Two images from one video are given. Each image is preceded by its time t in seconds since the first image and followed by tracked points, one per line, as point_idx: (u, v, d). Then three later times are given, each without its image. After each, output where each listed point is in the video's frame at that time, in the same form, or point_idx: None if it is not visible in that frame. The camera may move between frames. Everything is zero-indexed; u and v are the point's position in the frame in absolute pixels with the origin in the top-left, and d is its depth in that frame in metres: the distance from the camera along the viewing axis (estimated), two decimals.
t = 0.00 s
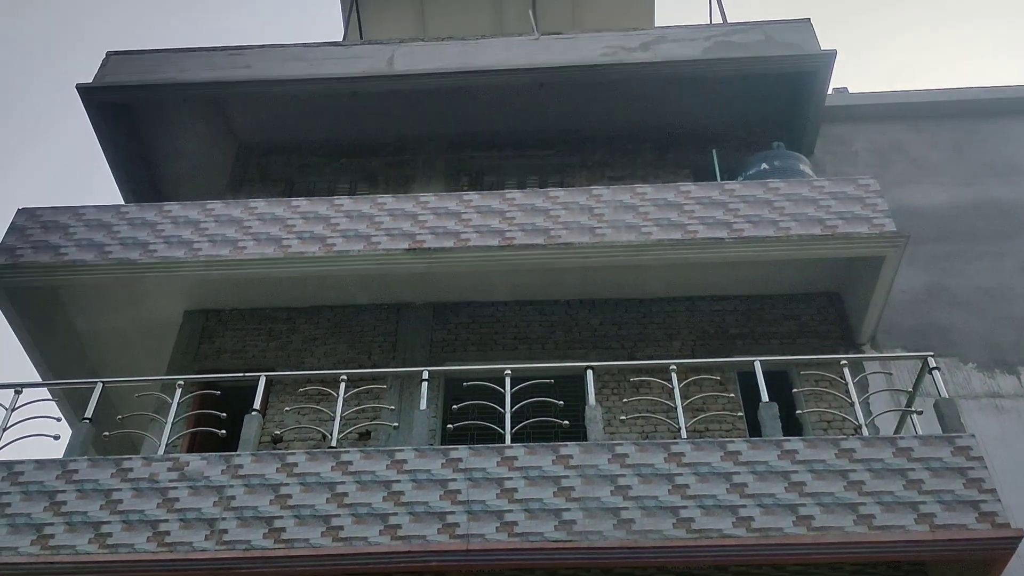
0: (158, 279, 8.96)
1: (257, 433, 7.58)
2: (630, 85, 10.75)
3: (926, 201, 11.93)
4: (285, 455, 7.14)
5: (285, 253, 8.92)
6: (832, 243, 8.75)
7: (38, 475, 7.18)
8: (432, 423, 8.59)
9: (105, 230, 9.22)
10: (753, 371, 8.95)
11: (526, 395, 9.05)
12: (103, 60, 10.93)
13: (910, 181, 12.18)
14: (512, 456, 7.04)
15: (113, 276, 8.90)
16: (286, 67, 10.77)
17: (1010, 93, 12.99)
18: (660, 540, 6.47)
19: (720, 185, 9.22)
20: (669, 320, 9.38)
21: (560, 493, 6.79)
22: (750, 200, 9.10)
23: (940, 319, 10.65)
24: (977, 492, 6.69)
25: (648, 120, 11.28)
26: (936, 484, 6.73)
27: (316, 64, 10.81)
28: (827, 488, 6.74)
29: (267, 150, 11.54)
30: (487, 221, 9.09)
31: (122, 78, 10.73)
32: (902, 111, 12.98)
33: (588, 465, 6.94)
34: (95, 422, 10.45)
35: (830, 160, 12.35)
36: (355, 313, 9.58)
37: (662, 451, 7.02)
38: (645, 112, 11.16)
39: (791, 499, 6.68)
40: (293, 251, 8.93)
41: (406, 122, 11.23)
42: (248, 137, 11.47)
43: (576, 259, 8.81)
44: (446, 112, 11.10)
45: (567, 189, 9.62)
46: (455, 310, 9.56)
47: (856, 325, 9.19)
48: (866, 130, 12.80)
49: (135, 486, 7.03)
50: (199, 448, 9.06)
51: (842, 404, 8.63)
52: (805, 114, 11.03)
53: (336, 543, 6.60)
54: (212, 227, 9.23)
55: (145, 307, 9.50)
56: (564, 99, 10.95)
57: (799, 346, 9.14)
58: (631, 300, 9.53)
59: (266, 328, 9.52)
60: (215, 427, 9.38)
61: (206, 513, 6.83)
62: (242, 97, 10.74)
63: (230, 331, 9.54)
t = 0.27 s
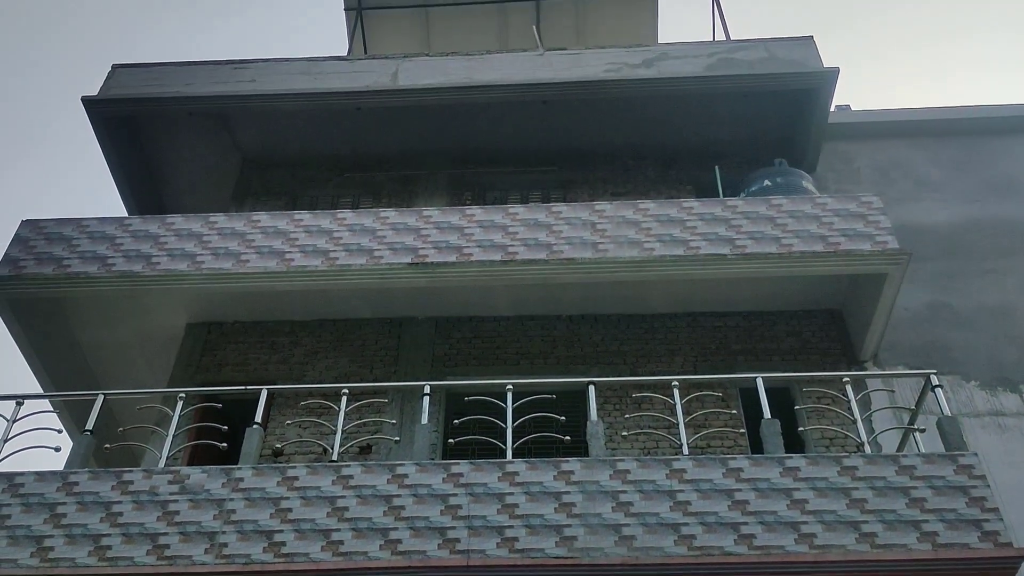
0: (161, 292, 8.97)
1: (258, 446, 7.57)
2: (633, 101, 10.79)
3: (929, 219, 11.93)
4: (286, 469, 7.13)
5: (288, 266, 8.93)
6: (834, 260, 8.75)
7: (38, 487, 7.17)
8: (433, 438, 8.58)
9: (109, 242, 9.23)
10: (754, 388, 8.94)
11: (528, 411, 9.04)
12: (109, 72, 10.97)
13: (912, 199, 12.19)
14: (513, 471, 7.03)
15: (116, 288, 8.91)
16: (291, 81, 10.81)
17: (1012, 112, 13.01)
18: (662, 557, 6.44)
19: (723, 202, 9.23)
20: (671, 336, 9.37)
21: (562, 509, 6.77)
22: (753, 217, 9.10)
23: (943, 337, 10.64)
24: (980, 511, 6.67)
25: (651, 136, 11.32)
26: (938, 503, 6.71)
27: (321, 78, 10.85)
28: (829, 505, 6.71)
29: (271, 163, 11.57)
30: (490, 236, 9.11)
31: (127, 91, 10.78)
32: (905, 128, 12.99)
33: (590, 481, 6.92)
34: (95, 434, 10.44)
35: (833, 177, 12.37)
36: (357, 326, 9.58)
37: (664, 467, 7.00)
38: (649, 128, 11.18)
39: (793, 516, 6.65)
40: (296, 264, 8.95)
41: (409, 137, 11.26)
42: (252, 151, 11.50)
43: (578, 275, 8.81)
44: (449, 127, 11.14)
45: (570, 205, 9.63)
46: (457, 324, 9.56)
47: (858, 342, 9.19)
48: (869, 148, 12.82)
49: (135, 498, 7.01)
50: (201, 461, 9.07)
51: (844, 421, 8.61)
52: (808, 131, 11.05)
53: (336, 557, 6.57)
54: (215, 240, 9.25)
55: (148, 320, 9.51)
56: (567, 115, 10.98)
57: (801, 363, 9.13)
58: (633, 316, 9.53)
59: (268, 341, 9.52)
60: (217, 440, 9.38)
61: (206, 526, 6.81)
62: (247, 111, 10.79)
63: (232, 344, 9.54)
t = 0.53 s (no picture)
0: (163, 297, 8.98)
1: (259, 452, 7.57)
2: (636, 110, 10.81)
3: (931, 230, 11.94)
4: (286, 475, 7.13)
5: (290, 272, 8.94)
6: (836, 270, 8.75)
7: (39, 492, 7.17)
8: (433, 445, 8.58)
9: (111, 248, 9.25)
10: (756, 397, 8.94)
11: (529, 418, 9.04)
12: (113, 78, 11.00)
13: (914, 210, 12.20)
14: (513, 479, 7.03)
15: (118, 294, 8.92)
16: (294, 87, 10.84)
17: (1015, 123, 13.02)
18: (662, 566, 6.43)
19: (725, 211, 9.24)
20: (672, 344, 9.37)
21: (562, 518, 6.76)
22: (754, 226, 9.11)
23: (944, 348, 10.63)
24: (981, 522, 6.66)
25: (653, 145, 11.34)
26: (939, 513, 6.70)
27: (324, 85, 10.88)
28: (830, 516, 6.70)
29: (274, 169, 11.59)
30: (492, 244, 9.12)
31: (131, 97, 10.80)
32: (907, 139, 13.00)
33: (590, 489, 6.92)
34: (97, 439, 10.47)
35: (834, 187, 12.39)
36: (359, 333, 9.59)
37: (664, 476, 7.00)
38: (651, 136, 11.20)
39: (794, 526, 6.65)
40: (298, 271, 8.96)
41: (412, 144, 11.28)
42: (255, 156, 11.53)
43: (580, 283, 8.82)
44: (452, 135, 11.15)
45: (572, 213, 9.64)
46: (458, 331, 9.56)
47: (859, 352, 9.18)
48: (871, 158, 12.83)
49: (135, 504, 7.02)
50: (201, 467, 9.08)
51: (845, 430, 8.60)
52: (810, 140, 11.07)
53: (336, 564, 6.57)
54: (217, 246, 9.26)
55: (150, 325, 9.51)
56: (570, 123, 11.00)
57: (803, 372, 9.13)
58: (634, 324, 9.53)
59: (270, 348, 9.53)
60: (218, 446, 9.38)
61: (206, 532, 6.81)
62: (250, 117, 10.81)
63: (234, 350, 9.54)
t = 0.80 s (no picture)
0: (164, 297, 8.99)
1: (259, 453, 7.57)
2: (638, 111, 10.82)
3: (932, 232, 11.94)
4: (287, 476, 7.13)
5: (291, 273, 8.95)
6: (837, 272, 8.75)
7: (39, 491, 7.18)
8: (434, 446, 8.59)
9: (113, 247, 9.26)
10: (756, 400, 8.95)
11: (529, 420, 9.04)
12: (115, 78, 11.01)
13: (916, 212, 12.20)
14: (513, 480, 7.03)
15: (119, 293, 8.93)
16: (296, 88, 10.85)
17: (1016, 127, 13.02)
18: (662, 568, 6.44)
19: (726, 213, 9.24)
20: (673, 346, 9.37)
21: (562, 519, 6.77)
22: (756, 228, 9.11)
23: (945, 351, 10.63)
24: (981, 525, 6.66)
25: (654, 147, 11.34)
26: (939, 516, 6.70)
27: (326, 85, 10.88)
28: (830, 518, 6.71)
29: (275, 170, 11.59)
30: (493, 245, 9.12)
31: (133, 97, 10.81)
32: (909, 142, 13.01)
33: (590, 491, 6.92)
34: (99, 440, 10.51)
35: (836, 189, 12.39)
36: (360, 333, 9.59)
37: (665, 478, 7.00)
38: (652, 138, 11.21)
39: (794, 528, 6.65)
40: (299, 271, 8.96)
41: (413, 145, 11.28)
42: (256, 157, 11.54)
43: (581, 284, 8.82)
44: (453, 136, 11.16)
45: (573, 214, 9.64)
46: (459, 332, 9.56)
47: (860, 354, 9.18)
48: (872, 161, 12.83)
49: (136, 504, 7.02)
50: (201, 468, 9.09)
51: (845, 433, 8.60)
52: (811, 142, 11.07)
53: (336, 565, 6.57)
54: (219, 246, 9.27)
55: (151, 325, 9.52)
56: (572, 124, 11.00)
57: (803, 375, 9.13)
58: (635, 326, 9.53)
59: (270, 348, 9.54)
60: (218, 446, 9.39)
61: (206, 532, 6.82)
62: (252, 117, 10.82)
63: (235, 350, 9.55)
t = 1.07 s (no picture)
0: (164, 292, 8.99)
1: (260, 448, 7.58)
2: (639, 108, 10.81)
3: (933, 229, 11.93)
4: (287, 471, 7.14)
5: (291, 268, 8.95)
6: (838, 269, 8.75)
7: (40, 486, 7.18)
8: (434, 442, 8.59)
9: (113, 242, 9.25)
10: (756, 396, 8.96)
11: (530, 416, 9.05)
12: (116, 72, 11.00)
13: (916, 209, 12.19)
14: (514, 476, 7.04)
15: (120, 289, 8.93)
16: (297, 83, 10.84)
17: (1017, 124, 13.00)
18: (661, 564, 6.44)
19: (727, 209, 9.24)
20: (673, 343, 9.38)
21: (562, 515, 6.77)
22: (756, 225, 9.11)
23: (945, 348, 10.63)
24: (980, 521, 6.66)
25: (655, 144, 11.33)
26: (939, 513, 6.71)
27: (327, 80, 10.87)
28: (830, 514, 6.71)
29: (276, 165, 11.58)
30: (493, 241, 9.12)
31: (133, 92, 10.80)
32: (910, 138, 13.00)
33: (590, 486, 6.93)
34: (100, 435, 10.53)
35: (836, 186, 12.38)
36: (360, 329, 9.59)
37: (664, 474, 7.00)
38: (653, 134, 11.20)
39: (794, 524, 6.66)
40: (299, 266, 8.96)
41: (414, 141, 11.28)
42: (257, 152, 11.53)
43: (581, 280, 8.82)
44: (454, 132, 11.15)
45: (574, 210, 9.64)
46: (459, 328, 9.57)
47: (860, 351, 9.18)
48: (874, 158, 12.82)
49: (136, 498, 7.03)
50: (201, 463, 9.11)
51: (845, 430, 8.60)
52: (812, 139, 11.07)
53: (336, 560, 6.58)
54: (219, 241, 9.26)
55: (152, 320, 9.53)
56: (572, 120, 10.99)
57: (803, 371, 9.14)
58: (635, 322, 9.54)
59: (271, 343, 9.54)
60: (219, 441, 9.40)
61: (206, 527, 6.82)
62: (252, 112, 10.81)
63: (235, 345, 9.56)
